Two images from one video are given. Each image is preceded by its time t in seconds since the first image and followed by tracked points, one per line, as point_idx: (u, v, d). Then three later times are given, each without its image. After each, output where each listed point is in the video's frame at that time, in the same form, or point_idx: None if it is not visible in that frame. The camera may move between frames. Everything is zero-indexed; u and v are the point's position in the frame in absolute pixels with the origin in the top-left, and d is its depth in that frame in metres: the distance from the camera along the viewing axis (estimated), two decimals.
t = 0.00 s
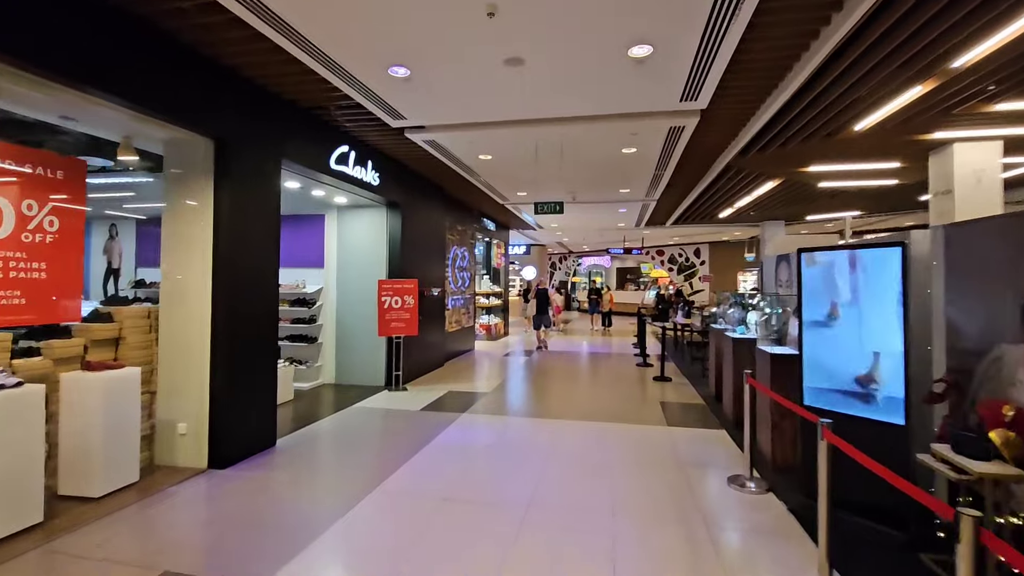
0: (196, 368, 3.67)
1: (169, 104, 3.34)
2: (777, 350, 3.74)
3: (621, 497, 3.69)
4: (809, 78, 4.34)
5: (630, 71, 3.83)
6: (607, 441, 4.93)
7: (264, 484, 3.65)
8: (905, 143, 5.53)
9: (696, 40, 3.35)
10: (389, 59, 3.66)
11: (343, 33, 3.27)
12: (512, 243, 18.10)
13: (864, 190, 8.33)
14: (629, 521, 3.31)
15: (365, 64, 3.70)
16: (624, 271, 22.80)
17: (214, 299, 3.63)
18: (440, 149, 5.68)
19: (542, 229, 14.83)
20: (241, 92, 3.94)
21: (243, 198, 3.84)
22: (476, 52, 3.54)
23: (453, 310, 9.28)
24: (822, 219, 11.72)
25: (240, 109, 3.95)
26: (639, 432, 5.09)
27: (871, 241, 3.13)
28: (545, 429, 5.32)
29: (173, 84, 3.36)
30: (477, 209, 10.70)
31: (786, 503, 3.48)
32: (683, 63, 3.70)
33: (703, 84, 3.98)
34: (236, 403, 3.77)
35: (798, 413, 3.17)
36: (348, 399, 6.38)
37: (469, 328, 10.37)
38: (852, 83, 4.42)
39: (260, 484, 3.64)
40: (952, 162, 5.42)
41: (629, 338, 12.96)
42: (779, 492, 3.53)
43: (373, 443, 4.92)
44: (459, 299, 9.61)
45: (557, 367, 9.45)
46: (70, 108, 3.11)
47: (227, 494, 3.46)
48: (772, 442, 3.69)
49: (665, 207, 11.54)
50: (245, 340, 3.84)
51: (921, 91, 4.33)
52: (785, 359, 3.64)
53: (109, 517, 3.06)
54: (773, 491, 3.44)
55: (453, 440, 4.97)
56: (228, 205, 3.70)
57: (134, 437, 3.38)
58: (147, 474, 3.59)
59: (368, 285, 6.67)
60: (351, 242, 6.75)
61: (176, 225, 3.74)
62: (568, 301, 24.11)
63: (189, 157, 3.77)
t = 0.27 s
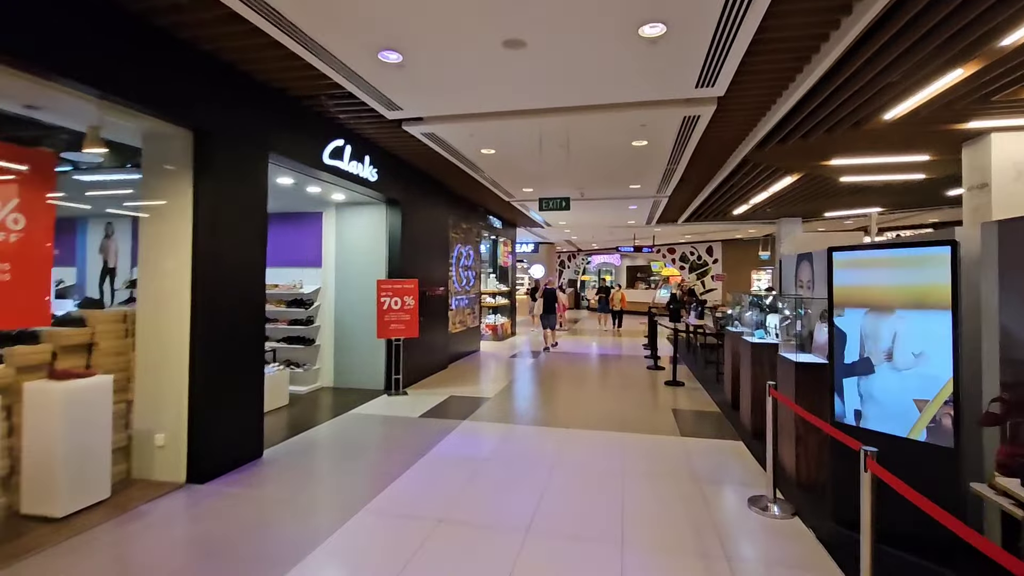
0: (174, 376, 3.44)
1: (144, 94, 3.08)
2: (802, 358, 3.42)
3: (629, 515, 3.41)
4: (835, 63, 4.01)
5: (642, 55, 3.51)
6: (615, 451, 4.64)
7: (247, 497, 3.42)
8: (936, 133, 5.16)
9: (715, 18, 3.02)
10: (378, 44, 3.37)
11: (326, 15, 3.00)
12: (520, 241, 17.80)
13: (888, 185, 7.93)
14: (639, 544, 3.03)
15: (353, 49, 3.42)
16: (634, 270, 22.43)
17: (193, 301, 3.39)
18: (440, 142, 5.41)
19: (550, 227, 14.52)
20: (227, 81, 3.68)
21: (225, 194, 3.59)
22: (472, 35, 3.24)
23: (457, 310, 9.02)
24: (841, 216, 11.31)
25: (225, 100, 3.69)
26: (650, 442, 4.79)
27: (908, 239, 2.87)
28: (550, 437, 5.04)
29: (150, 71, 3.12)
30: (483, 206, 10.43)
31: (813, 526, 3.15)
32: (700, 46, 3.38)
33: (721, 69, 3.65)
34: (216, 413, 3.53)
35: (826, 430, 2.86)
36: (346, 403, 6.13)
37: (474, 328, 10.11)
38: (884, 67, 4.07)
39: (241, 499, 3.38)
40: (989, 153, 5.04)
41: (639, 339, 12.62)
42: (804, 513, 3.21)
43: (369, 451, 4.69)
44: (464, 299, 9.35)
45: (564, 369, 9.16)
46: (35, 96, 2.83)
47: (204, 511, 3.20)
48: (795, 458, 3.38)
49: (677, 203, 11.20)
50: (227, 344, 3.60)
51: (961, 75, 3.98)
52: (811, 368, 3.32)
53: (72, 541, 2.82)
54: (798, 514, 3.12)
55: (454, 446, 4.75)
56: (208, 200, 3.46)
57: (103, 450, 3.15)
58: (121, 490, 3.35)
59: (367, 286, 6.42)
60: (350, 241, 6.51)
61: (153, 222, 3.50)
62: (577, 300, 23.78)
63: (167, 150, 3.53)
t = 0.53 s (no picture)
0: (145, 377, 3.21)
1: (106, 72, 2.82)
2: (827, 360, 3.11)
3: (635, 529, 3.11)
4: (862, 40, 3.66)
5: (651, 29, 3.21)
6: (622, 457, 4.34)
7: (224, 506, 3.18)
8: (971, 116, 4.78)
9: None
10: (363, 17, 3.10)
11: None
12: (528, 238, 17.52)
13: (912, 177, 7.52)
14: (645, 561, 2.74)
15: (336, 24, 3.15)
16: (645, 268, 22.06)
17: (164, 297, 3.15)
18: (439, 131, 5.15)
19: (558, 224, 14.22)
20: (205, 62, 3.41)
21: (201, 182, 3.34)
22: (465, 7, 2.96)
23: (460, 308, 8.75)
24: (860, 211, 10.88)
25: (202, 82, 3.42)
26: (659, 448, 4.49)
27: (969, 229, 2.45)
28: (553, 441, 4.75)
29: (116, 48, 2.86)
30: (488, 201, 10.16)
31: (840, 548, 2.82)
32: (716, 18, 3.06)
33: (738, 46, 3.32)
34: (190, 416, 3.29)
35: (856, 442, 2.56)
36: (341, 404, 5.89)
37: (478, 327, 9.85)
38: (916, 44, 3.73)
39: (214, 512, 3.12)
40: None
41: (649, 338, 12.27)
42: (831, 535, 2.88)
43: (361, 454, 4.44)
44: (467, 297, 9.09)
45: (570, 369, 8.85)
46: None
47: (173, 525, 2.95)
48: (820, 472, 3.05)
49: (689, 199, 10.84)
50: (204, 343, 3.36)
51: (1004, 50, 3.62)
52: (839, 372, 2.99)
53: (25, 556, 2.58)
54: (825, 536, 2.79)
55: (452, 449, 4.50)
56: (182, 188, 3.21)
57: (63, 457, 2.92)
58: (88, 498, 3.12)
59: (364, 282, 6.18)
60: (346, 236, 6.27)
61: (124, 212, 3.27)
62: (586, 299, 23.43)
63: (137, 135, 3.29)
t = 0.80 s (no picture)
0: (112, 383, 2.97)
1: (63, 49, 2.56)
2: (862, 371, 2.78)
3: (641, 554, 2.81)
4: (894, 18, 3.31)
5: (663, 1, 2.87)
6: (629, 469, 4.03)
7: (197, 520, 2.95)
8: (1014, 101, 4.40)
9: None
10: None
11: None
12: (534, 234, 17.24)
13: (939, 169, 7.10)
14: None
15: None
16: (654, 265, 21.67)
17: (134, 297, 2.92)
18: (436, 120, 4.87)
19: (566, 220, 13.92)
20: (176, 40, 3.15)
21: (172, 172, 3.08)
22: None
23: (463, 306, 8.48)
24: (879, 206, 10.45)
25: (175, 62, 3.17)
26: (669, 458, 4.20)
27: None
28: (557, 448, 4.47)
29: (73, 23, 2.59)
30: (492, 196, 9.88)
31: None
32: None
33: (762, 21, 2.97)
34: (162, 427, 3.05)
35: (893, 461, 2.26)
36: (335, 407, 5.64)
37: (482, 326, 9.59)
38: (959, 21, 3.36)
39: (184, 530, 2.84)
40: None
41: (658, 337, 11.92)
42: (866, 565, 2.57)
43: (353, 461, 4.20)
44: (471, 294, 8.82)
45: (577, 369, 8.55)
46: None
47: (137, 546, 2.69)
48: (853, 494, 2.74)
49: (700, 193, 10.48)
50: (177, 345, 3.12)
51: None
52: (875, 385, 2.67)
53: None
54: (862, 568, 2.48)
55: (449, 456, 4.25)
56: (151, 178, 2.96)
57: (17, 472, 2.68)
58: (47, 515, 2.87)
59: (360, 279, 5.91)
60: (342, 231, 6.01)
61: (92, 206, 3.04)
62: (594, 296, 23.10)
63: (102, 122, 3.04)
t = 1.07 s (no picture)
0: (76, 387, 2.71)
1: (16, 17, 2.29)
2: (915, 380, 2.44)
3: None
4: None
5: None
6: (642, 480, 3.72)
7: (168, 535, 2.70)
8: None
9: None
10: None
11: None
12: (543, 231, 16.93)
13: (972, 159, 6.69)
14: None
15: None
16: (665, 262, 21.27)
17: (100, 294, 2.65)
18: (437, 106, 4.59)
19: (575, 216, 13.58)
20: (149, 13, 2.88)
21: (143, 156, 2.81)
22: None
23: (468, 304, 8.19)
24: (902, 200, 10.02)
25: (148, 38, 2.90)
26: (686, 468, 3.88)
27: None
28: (565, 456, 4.18)
29: None
30: (499, 191, 9.59)
31: None
32: None
33: None
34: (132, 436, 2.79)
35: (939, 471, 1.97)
36: (332, 409, 5.37)
37: (488, 325, 9.31)
38: None
39: (152, 549, 2.57)
40: None
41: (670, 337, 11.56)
42: None
43: (346, 468, 3.94)
44: (476, 292, 8.54)
45: (585, 370, 8.23)
46: None
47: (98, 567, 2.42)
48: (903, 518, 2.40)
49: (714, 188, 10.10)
50: (150, 345, 2.87)
51: None
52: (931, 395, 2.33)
53: None
54: None
55: (450, 464, 3.97)
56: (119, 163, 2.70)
57: None
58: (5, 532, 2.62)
59: (358, 275, 5.64)
60: (341, 225, 5.74)
61: (56, 194, 2.78)
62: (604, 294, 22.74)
63: (67, 103, 2.78)
